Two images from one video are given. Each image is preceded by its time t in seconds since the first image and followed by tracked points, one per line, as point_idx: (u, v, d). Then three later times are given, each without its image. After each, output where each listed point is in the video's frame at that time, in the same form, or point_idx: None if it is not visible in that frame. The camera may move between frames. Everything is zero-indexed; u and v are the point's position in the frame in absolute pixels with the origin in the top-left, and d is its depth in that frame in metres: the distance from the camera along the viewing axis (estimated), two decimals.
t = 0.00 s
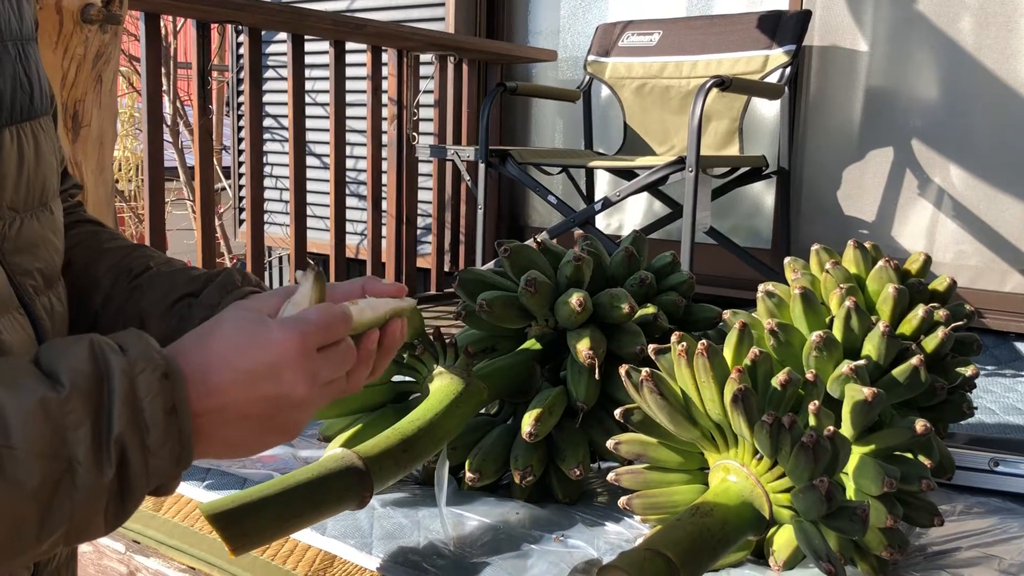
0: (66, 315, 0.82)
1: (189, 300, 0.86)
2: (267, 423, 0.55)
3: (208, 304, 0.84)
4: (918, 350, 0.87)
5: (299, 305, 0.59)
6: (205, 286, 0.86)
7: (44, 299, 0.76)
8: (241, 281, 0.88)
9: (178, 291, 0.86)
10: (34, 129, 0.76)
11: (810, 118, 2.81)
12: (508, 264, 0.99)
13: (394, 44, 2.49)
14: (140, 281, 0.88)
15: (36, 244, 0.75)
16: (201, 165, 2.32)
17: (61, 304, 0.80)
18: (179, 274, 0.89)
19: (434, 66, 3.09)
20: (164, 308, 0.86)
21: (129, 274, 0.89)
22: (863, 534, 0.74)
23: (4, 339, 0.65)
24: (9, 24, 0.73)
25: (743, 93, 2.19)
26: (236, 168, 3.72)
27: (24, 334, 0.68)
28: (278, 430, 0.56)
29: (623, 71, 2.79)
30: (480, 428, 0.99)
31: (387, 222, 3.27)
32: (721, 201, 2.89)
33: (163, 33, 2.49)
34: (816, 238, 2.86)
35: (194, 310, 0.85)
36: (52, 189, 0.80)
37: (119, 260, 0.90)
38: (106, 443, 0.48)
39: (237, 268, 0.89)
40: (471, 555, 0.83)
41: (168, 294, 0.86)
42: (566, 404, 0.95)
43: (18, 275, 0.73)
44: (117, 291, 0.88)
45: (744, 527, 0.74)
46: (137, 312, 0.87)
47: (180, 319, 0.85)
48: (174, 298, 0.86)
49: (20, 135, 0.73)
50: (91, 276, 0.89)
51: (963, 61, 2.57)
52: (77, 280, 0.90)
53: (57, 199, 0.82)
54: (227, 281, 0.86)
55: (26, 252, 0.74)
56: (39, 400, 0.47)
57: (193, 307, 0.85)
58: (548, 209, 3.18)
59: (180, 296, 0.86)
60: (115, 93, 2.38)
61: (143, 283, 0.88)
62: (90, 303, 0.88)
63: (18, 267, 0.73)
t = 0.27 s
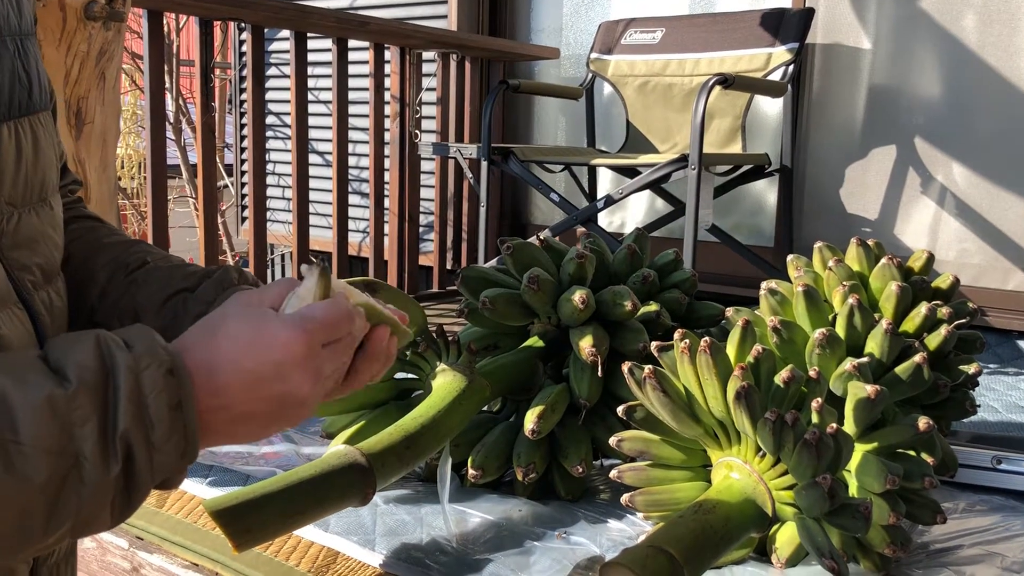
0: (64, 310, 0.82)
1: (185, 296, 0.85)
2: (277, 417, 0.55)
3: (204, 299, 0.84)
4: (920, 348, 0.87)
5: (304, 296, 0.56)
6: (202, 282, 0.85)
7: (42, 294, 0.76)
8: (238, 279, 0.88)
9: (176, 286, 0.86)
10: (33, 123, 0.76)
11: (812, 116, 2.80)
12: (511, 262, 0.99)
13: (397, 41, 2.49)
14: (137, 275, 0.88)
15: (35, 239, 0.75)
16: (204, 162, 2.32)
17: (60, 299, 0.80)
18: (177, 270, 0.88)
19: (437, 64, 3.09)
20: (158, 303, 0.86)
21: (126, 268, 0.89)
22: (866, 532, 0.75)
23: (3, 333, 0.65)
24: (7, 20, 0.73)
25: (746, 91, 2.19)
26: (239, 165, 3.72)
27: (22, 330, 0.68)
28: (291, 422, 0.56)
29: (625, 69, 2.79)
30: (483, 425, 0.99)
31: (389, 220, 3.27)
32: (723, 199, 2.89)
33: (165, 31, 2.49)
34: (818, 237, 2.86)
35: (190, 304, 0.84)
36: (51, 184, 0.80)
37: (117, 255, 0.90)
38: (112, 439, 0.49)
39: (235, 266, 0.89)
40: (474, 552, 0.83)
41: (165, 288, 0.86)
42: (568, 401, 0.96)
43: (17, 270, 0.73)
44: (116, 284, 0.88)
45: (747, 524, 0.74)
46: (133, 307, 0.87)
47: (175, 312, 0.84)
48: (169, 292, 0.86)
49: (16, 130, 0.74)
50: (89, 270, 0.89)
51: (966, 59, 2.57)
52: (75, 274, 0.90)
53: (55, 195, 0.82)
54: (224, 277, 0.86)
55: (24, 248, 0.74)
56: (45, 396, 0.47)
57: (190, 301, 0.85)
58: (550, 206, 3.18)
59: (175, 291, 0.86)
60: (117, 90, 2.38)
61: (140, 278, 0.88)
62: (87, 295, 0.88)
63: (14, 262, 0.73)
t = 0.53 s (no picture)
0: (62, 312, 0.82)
1: (185, 304, 0.84)
2: (271, 411, 0.54)
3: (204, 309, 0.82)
4: (922, 347, 0.87)
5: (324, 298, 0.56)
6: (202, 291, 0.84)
7: (39, 294, 0.76)
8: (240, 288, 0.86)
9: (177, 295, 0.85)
10: (31, 124, 0.76)
11: (814, 115, 2.80)
12: (513, 260, 0.99)
13: (398, 40, 2.49)
14: (137, 283, 0.87)
15: (32, 238, 0.75)
16: (205, 161, 2.32)
17: (59, 299, 0.80)
18: (178, 278, 0.87)
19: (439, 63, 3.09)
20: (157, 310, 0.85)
21: (126, 275, 0.88)
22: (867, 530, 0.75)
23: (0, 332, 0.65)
24: (6, 19, 0.73)
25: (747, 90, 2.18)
26: (241, 164, 3.72)
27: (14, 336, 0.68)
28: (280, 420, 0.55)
29: (627, 68, 2.79)
30: (485, 424, 0.99)
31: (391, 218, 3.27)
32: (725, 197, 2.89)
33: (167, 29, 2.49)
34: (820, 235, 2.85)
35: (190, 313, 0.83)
36: (51, 184, 0.80)
37: (119, 261, 0.90)
38: (116, 412, 0.49)
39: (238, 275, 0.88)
40: (475, 550, 0.84)
41: (165, 296, 0.85)
42: (570, 399, 0.96)
43: (13, 270, 0.73)
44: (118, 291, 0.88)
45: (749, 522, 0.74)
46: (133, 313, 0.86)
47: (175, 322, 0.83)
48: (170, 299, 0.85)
49: (13, 129, 0.74)
50: (89, 274, 0.89)
51: (968, 57, 2.57)
52: (77, 277, 0.90)
53: (56, 196, 0.82)
54: (225, 287, 0.85)
55: (19, 247, 0.74)
56: (47, 371, 0.48)
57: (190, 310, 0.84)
58: (552, 205, 3.18)
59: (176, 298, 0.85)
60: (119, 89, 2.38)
61: (140, 285, 0.87)
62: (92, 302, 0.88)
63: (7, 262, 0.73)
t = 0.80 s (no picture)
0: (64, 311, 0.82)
1: (189, 300, 0.84)
2: (275, 409, 0.54)
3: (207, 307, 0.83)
4: (924, 346, 0.87)
5: (349, 305, 0.57)
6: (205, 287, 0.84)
7: (41, 293, 0.76)
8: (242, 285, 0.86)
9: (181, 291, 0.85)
10: (30, 123, 0.76)
11: (816, 113, 2.80)
12: (515, 259, 0.99)
13: (401, 39, 2.49)
14: (140, 280, 0.88)
15: (33, 237, 0.76)
16: (208, 159, 2.32)
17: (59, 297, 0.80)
18: (180, 275, 0.87)
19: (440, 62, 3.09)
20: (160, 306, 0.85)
21: (128, 273, 0.89)
22: (869, 529, 0.75)
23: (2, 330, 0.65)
24: (5, 19, 0.73)
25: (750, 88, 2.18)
26: (243, 163, 3.72)
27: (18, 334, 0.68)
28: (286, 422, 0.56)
29: (629, 66, 2.78)
30: (487, 422, 0.99)
31: (393, 217, 3.27)
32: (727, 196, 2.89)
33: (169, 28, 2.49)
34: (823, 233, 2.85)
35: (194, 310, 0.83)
36: (50, 182, 0.80)
37: (121, 259, 0.90)
38: (129, 403, 0.49)
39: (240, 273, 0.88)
40: (478, 549, 0.84)
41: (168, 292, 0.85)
42: (572, 398, 0.96)
43: (14, 270, 0.73)
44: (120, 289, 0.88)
45: (752, 520, 0.74)
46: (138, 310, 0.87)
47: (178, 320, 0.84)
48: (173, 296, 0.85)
49: (13, 129, 0.74)
50: (90, 273, 0.89)
51: (970, 55, 2.56)
52: (78, 276, 0.90)
53: (55, 194, 0.82)
54: (228, 284, 0.85)
55: (20, 245, 0.74)
56: (60, 363, 0.48)
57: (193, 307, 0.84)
58: (554, 204, 3.18)
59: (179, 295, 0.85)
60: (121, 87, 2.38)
61: (144, 283, 0.88)
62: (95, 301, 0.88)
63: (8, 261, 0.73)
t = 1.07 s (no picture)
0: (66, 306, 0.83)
1: (194, 296, 0.86)
2: (276, 411, 0.55)
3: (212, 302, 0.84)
4: (927, 343, 0.87)
5: (350, 310, 0.56)
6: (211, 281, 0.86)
7: (42, 290, 0.76)
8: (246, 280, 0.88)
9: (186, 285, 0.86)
10: (32, 119, 0.76)
11: (819, 110, 2.80)
12: (518, 256, 0.99)
13: (402, 36, 2.49)
14: (146, 274, 0.88)
15: (34, 233, 0.76)
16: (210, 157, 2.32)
17: (61, 293, 0.80)
18: (185, 270, 0.88)
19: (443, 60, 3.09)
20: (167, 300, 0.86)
21: (134, 267, 0.89)
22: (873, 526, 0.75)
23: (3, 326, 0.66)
24: (6, 14, 0.73)
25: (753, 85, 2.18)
26: (245, 161, 3.72)
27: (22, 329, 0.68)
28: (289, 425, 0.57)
29: (631, 64, 2.77)
30: (490, 420, 1.00)
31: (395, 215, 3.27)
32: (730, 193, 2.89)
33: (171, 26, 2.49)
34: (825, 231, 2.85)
35: (198, 306, 0.85)
36: (52, 177, 0.80)
37: (125, 254, 0.90)
38: (123, 409, 0.49)
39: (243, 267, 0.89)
40: (481, 546, 0.84)
41: (174, 288, 0.87)
42: (575, 395, 0.96)
43: (15, 266, 0.74)
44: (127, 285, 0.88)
45: (754, 517, 0.74)
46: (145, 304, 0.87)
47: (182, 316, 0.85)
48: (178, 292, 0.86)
49: (14, 124, 0.73)
50: (96, 266, 0.89)
51: (973, 51, 2.56)
52: (81, 270, 0.90)
53: (56, 189, 0.82)
54: (233, 280, 0.86)
55: (21, 242, 0.75)
56: (52, 371, 0.48)
57: (197, 303, 0.85)
58: (556, 202, 3.18)
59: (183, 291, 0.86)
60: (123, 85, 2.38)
61: (150, 277, 0.88)
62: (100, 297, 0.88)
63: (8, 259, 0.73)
